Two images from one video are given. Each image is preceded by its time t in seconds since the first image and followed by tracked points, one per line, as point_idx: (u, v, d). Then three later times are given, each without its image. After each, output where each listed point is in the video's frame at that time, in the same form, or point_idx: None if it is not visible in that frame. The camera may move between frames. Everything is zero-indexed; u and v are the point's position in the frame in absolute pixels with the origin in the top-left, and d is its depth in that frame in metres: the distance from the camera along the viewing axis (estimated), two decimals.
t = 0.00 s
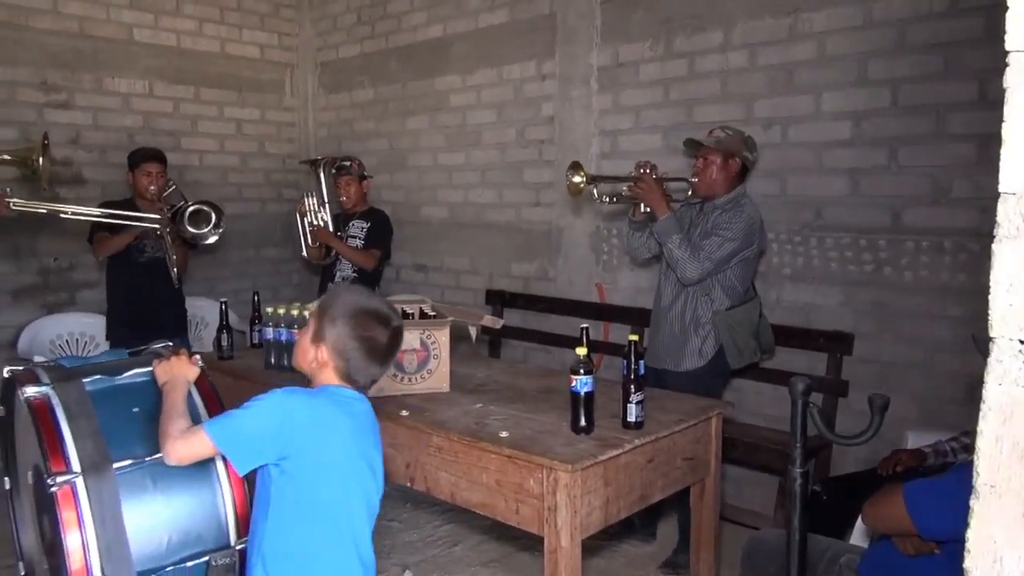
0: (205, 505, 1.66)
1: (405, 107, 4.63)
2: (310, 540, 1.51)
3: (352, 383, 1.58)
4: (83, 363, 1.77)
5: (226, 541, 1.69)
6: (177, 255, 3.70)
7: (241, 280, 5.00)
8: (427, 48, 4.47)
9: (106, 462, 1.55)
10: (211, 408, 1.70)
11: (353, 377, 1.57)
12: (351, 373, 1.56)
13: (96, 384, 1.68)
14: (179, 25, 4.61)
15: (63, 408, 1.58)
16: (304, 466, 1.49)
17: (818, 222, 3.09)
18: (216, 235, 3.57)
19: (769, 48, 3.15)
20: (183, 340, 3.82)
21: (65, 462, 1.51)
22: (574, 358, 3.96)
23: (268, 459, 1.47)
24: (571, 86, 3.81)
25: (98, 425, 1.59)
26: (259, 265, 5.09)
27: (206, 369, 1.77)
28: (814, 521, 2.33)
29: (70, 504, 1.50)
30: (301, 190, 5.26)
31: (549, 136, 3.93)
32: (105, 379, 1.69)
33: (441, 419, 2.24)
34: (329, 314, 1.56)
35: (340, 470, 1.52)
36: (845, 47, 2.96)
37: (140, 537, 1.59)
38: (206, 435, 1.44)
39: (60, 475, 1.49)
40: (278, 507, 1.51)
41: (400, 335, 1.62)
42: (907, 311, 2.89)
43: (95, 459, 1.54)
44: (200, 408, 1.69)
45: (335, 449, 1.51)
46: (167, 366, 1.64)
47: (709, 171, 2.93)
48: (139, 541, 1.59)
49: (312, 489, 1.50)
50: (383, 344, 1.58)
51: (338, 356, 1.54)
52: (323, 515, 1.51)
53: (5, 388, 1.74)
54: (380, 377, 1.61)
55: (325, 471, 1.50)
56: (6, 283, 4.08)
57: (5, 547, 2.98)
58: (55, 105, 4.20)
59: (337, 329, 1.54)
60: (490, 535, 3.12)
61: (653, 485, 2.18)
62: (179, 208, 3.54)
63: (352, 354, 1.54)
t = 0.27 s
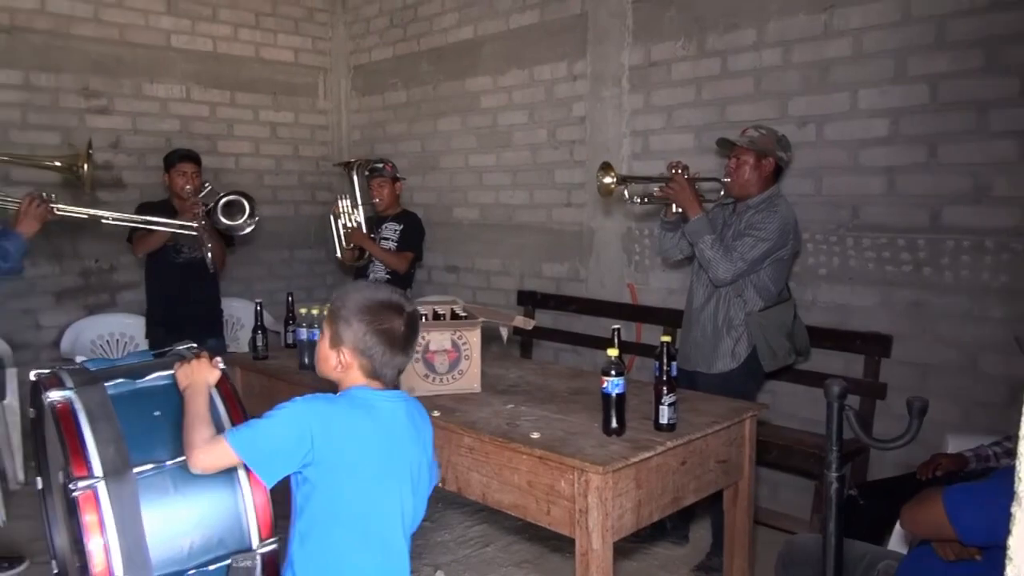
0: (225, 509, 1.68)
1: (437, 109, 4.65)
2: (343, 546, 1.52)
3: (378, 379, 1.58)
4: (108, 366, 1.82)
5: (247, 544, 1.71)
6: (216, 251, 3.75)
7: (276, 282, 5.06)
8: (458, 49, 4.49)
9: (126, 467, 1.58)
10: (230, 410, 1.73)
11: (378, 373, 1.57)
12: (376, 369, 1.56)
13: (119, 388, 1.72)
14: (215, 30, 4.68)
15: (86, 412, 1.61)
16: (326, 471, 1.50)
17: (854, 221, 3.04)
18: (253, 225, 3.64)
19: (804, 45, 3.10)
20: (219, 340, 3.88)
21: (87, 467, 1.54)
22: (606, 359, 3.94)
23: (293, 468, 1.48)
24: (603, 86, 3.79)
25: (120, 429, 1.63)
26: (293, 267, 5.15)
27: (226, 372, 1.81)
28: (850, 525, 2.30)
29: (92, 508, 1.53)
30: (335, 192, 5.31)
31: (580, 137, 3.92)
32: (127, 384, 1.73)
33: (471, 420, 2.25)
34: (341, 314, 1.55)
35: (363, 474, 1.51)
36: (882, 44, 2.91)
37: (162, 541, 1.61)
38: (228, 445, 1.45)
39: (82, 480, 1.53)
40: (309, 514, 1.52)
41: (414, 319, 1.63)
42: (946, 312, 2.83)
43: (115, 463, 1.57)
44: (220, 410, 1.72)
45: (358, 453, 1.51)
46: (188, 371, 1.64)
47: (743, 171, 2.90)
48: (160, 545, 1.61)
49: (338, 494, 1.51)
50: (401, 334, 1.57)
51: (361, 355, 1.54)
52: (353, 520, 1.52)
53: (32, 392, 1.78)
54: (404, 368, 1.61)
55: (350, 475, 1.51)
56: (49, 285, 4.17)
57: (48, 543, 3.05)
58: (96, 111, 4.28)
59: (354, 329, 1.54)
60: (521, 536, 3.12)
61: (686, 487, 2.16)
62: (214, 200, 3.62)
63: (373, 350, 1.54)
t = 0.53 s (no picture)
0: (269, 503, 1.70)
1: (469, 110, 4.66)
2: (363, 544, 1.53)
3: (404, 377, 1.59)
4: (158, 362, 1.84)
5: (290, 538, 1.73)
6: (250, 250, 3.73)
7: (310, 282, 5.12)
8: (490, 51, 4.50)
9: (176, 460, 1.61)
10: (274, 407, 1.75)
11: (404, 371, 1.58)
12: (403, 367, 1.57)
13: (168, 383, 1.73)
14: (251, 35, 4.75)
15: (137, 407, 1.64)
16: (347, 470, 1.51)
17: (892, 221, 2.98)
18: (287, 222, 3.65)
19: (840, 42, 3.06)
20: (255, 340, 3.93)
21: (138, 459, 1.58)
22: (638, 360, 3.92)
23: (314, 465, 1.50)
24: (635, 86, 3.77)
25: (170, 424, 1.64)
26: (327, 268, 5.20)
27: (271, 369, 1.83)
28: (887, 531, 2.26)
29: (142, 499, 1.56)
30: (368, 193, 5.35)
31: (612, 137, 3.90)
32: (177, 379, 1.74)
33: (502, 421, 2.25)
34: (362, 315, 1.56)
35: (383, 474, 1.52)
36: (921, 40, 2.85)
37: (208, 534, 1.63)
38: (252, 442, 1.47)
39: (133, 472, 1.56)
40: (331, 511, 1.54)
41: (434, 313, 1.64)
42: (988, 313, 2.77)
43: (166, 457, 1.60)
44: (264, 408, 1.74)
45: (379, 452, 1.52)
46: (234, 368, 1.67)
47: (776, 170, 2.86)
48: (206, 537, 1.63)
49: (359, 492, 1.52)
50: (424, 331, 1.58)
51: (386, 354, 1.55)
52: (374, 519, 1.53)
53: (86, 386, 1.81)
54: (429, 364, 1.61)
55: (370, 474, 1.52)
56: (90, 285, 4.27)
57: (88, 538, 3.12)
58: (135, 115, 4.37)
59: (376, 329, 1.55)
60: (552, 537, 3.12)
61: (719, 490, 2.14)
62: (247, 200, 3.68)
63: (397, 348, 1.55)
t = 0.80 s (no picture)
0: (292, 500, 1.72)
1: (493, 110, 4.67)
2: (392, 541, 1.53)
3: (432, 375, 1.60)
4: (184, 362, 1.85)
5: (313, 535, 1.75)
6: (278, 248, 3.79)
7: (335, 283, 5.15)
8: (514, 51, 4.50)
9: (201, 458, 1.62)
10: (297, 406, 1.76)
11: (433, 368, 1.59)
12: (432, 364, 1.58)
13: (194, 382, 1.74)
14: (277, 38, 4.79)
15: (163, 405, 1.66)
16: (380, 467, 1.51)
17: (922, 220, 2.93)
18: (314, 220, 3.74)
19: (868, 38, 3.01)
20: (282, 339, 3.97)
21: (164, 456, 1.59)
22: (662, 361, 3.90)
23: (348, 462, 1.50)
24: (659, 85, 3.75)
25: (196, 422, 1.66)
26: (352, 268, 5.23)
27: (295, 368, 1.84)
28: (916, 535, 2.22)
29: (169, 496, 1.57)
30: (393, 194, 5.37)
31: (637, 136, 3.88)
32: (203, 377, 1.76)
33: (525, 421, 2.25)
34: (391, 312, 1.58)
35: (414, 473, 1.52)
36: (952, 36, 2.81)
37: (233, 530, 1.65)
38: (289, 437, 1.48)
39: (159, 469, 1.58)
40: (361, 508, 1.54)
41: (460, 312, 1.66)
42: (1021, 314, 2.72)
43: (191, 454, 1.61)
44: (288, 407, 1.75)
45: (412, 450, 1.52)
46: (258, 367, 1.69)
47: (802, 170, 2.82)
48: (231, 533, 1.65)
49: (390, 490, 1.52)
50: (452, 329, 1.60)
51: (417, 352, 1.56)
52: (404, 517, 1.53)
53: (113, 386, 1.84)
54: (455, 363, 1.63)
55: (403, 471, 1.52)
56: (120, 286, 4.33)
57: (118, 535, 3.16)
58: (164, 118, 4.42)
59: (406, 326, 1.56)
60: (576, 538, 3.11)
61: (742, 492, 2.12)
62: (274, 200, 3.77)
63: (427, 346, 1.57)
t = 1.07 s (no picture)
0: (299, 502, 1.72)
1: (506, 110, 4.67)
2: (394, 544, 1.53)
3: (434, 377, 1.59)
4: (194, 363, 1.87)
5: (320, 537, 1.74)
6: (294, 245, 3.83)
7: (349, 283, 5.17)
8: (527, 51, 4.49)
9: (208, 460, 1.63)
10: (304, 407, 1.76)
11: (434, 371, 1.58)
12: (432, 367, 1.57)
13: (202, 384, 1.75)
14: (291, 39, 4.81)
15: (171, 406, 1.67)
16: (380, 470, 1.52)
17: (938, 219, 2.91)
18: (327, 217, 3.74)
19: (884, 36, 2.99)
20: (296, 338, 3.98)
21: (172, 458, 1.61)
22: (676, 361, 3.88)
23: (347, 465, 1.51)
24: (672, 84, 3.74)
25: (203, 423, 1.67)
26: (365, 268, 5.25)
27: (303, 369, 1.84)
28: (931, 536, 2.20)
29: (176, 498, 1.59)
30: (406, 194, 5.38)
31: (650, 136, 3.87)
32: (211, 379, 1.77)
33: (536, 421, 2.24)
34: (390, 317, 1.57)
35: (415, 474, 1.52)
36: (969, 32, 2.78)
37: (240, 532, 1.66)
38: (286, 441, 1.49)
39: (167, 471, 1.59)
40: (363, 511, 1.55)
41: (461, 312, 1.64)
42: None
43: (198, 456, 1.62)
44: (296, 408, 1.76)
45: (411, 452, 1.52)
46: (266, 367, 1.69)
47: (814, 170, 2.80)
48: (239, 536, 1.66)
49: (391, 491, 1.52)
50: (452, 330, 1.59)
51: (417, 356, 1.56)
52: (405, 519, 1.53)
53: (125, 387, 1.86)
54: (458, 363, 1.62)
55: (403, 474, 1.52)
56: (136, 286, 4.36)
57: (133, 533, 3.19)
58: (180, 119, 4.45)
59: (405, 331, 1.55)
60: (588, 538, 3.10)
61: (756, 493, 2.11)
62: (287, 198, 3.75)
63: (427, 349, 1.56)
